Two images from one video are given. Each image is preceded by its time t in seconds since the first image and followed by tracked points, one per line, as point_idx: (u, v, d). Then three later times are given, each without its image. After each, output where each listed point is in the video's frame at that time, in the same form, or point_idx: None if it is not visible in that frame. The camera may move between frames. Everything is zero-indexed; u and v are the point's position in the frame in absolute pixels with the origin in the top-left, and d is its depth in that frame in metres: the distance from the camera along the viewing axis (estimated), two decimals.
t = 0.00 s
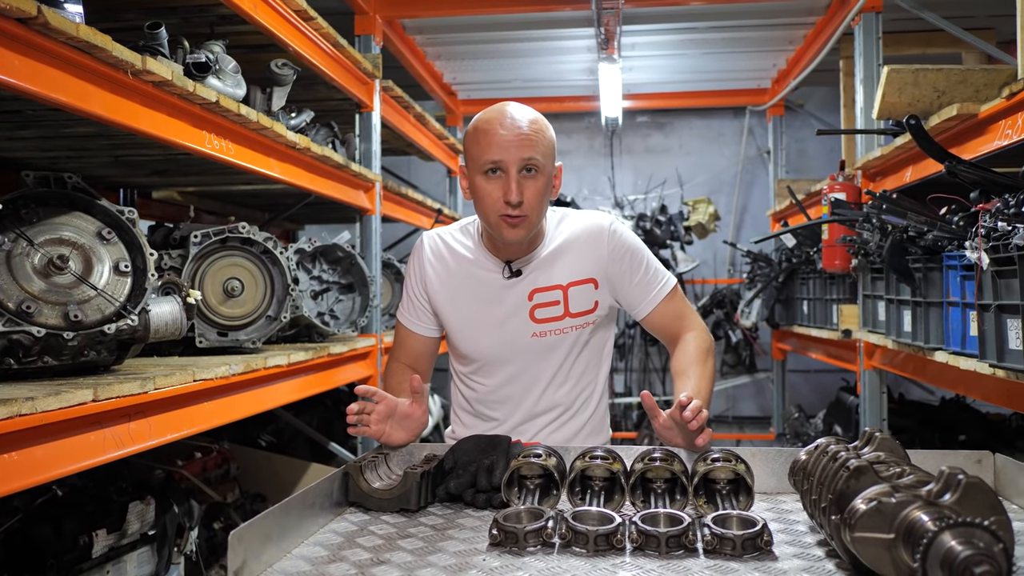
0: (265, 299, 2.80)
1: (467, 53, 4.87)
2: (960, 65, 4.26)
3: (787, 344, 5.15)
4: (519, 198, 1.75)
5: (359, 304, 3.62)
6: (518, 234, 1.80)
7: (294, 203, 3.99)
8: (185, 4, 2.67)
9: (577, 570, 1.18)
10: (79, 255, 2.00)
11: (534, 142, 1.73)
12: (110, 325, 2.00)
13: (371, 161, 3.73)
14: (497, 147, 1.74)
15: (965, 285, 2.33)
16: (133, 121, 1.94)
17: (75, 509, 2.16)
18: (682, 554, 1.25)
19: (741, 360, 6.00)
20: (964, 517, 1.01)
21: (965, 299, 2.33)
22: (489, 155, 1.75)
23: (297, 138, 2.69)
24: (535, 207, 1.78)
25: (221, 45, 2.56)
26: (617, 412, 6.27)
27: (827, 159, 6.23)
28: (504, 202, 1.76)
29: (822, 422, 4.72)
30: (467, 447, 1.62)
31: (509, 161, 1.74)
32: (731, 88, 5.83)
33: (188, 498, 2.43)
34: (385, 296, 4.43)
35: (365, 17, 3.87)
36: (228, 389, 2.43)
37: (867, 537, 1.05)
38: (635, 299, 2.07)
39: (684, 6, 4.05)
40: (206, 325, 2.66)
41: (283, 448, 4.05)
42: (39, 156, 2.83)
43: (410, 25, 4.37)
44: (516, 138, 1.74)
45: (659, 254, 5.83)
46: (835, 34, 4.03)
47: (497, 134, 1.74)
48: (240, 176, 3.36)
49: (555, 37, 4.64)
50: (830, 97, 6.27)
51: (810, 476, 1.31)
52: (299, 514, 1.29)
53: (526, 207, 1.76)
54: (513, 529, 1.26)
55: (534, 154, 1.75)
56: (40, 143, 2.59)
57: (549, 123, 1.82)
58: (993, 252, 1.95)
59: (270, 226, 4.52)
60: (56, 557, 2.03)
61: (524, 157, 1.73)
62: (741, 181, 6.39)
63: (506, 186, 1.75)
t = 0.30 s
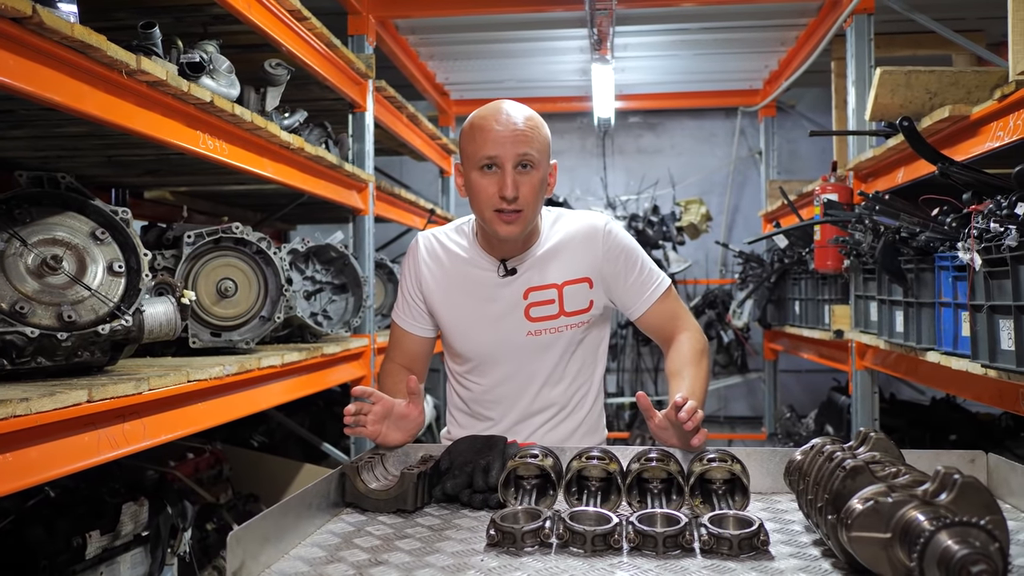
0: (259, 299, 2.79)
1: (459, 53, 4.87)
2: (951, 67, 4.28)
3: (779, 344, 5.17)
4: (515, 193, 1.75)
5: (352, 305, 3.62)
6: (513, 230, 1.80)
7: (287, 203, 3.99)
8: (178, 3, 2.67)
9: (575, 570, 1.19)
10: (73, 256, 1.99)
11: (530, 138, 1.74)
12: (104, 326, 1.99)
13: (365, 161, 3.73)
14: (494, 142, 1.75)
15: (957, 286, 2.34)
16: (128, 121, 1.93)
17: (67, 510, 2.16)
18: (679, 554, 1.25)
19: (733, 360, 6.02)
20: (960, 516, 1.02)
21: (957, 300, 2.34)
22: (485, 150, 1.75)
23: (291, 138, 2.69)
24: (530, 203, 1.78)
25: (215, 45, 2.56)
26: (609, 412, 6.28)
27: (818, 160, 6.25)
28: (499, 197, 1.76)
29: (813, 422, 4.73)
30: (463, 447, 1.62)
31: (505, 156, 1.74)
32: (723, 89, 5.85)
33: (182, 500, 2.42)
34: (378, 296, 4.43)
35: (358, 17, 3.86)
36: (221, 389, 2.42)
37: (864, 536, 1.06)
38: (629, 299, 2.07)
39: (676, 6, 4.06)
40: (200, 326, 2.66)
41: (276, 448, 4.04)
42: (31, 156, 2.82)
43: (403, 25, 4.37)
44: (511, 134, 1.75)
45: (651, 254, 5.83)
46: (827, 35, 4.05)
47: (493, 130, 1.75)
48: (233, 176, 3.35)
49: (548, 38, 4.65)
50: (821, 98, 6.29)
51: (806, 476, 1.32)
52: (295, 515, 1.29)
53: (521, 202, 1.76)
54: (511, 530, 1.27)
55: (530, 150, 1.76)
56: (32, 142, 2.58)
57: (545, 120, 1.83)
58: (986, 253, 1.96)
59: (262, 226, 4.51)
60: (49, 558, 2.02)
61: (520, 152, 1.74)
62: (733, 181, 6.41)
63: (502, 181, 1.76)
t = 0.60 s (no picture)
0: (253, 300, 2.79)
1: (452, 53, 4.87)
2: (941, 69, 4.31)
3: (770, 344, 5.19)
4: (513, 189, 1.77)
5: (345, 306, 3.62)
6: (510, 226, 1.81)
7: (279, 203, 3.98)
8: (171, 3, 2.66)
9: (574, 570, 1.19)
10: (67, 256, 1.99)
11: (527, 135, 1.76)
12: (98, 327, 1.98)
13: (358, 161, 3.73)
14: (492, 139, 1.77)
15: (948, 287, 2.36)
16: (122, 122, 1.93)
17: (60, 513, 2.14)
18: (677, 554, 1.26)
19: (724, 361, 6.04)
20: (957, 516, 1.02)
21: (949, 301, 2.36)
22: (483, 147, 1.78)
23: (284, 138, 2.69)
24: (528, 200, 1.80)
25: (209, 45, 2.55)
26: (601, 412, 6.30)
27: (809, 161, 6.28)
28: (497, 194, 1.78)
29: (804, 422, 4.75)
30: (460, 449, 1.62)
31: (503, 153, 1.76)
32: (715, 90, 5.87)
33: (175, 501, 2.42)
34: (370, 297, 4.43)
35: (352, 17, 3.86)
36: (215, 391, 2.42)
37: (862, 537, 1.07)
38: (627, 301, 2.08)
39: (669, 8, 4.07)
40: (193, 326, 2.65)
41: (269, 449, 4.04)
42: (22, 156, 2.81)
43: (396, 25, 4.37)
44: (509, 131, 1.77)
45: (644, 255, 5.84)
46: (818, 37, 4.07)
47: (491, 127, 1.77)
48: (226, 176, 3.35)
49: (540, 39, 4.65)
50: (812, 99, 6.32)
51: (802, 477, 1.33)
52: (294, 517, 1.29)
53: (518, 199, 1.78)
54: (509, 531, 1.27)
55: (528, 148, 1.78)
56: (24, 143, 2.57)
57: (541, 119, 1.86)
58: (977, 254, 1.98)
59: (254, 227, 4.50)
60: (43, 560, 2.01)
61: (518, 149, 1.76)
62: (724, 182, 6.43)
63: (499, 178, 1.77)
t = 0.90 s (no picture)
0: (246, 301, 2.78)
1: (444, 54, 4.87)
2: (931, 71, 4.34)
3: (761, 344, 5.21)
4: (529, 176, 1.79)
5: (338, 306, 3.61)
6: (526, 213, 1.83)
7: (272, 204, 3.97)
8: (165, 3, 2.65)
9: (575, 571, 1.20)
10: (62, 257, 1.97)
11: (546, 124, 1.78)
12: (93, 329, 1.97)
13: (351, 162, 3.72)
14: (511, 128, 1.79)
15: (941, 287, 2.37)
16: (118, 122, 1.92)
17: (54, 515, 2.13)
18: (678, 554, 1.26)
19: (715, 361, 6.05)
20: (958, 515, 1.03)
21: (941, 301, 2.37)
22: (502, 134, 1.80)
23: (278, 138, 2.68)
24: (545, 187, 1.81)
25: (203, 45, 2.54)
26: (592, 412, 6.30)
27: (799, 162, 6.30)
28: (513, 180, 1.80)
29: (795, 421, 4.77)
30: (458, 449, 1.62)
31: (521, 141, 1.78)
32: (706, 91, 5.89)
33: (170, 502, 2.41)
34: (363, 297, 4.42)
35: (345, 17, 3.85)
36: (210, 391, 2.41)
37: (863, 536, 1.07)
38: (630, 308, 2.07)
39: (661, 9, 4.08)
40: (187, 327, 2.64)
41: (261, 450, 4.03)
42: (14, 156, 2.79)
43: (389, 26, 4.36)
44: (528, 120, 1.79)
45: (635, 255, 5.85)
46: (810, 39, 4.09)
47: (510, 115, 1.79)
48: (219, 176, 3.34)
49: (533, 40, 4.66)
50: (802, 101, 6.34)
51: (802, 476, 1.33)
52: (294, 518, 1.29)
53: (535, 186, 1.80)
54: (511, 531, 1.28)
55: (546, 137, 1.79)
56: (16, 142, 2.55)
57: (562, 110, 1.87)
58: (971, 255, 1.98)
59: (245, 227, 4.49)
60: (37, 562, 2.01)
61: (536, 138, 1.78)
62: (715, 183, 6.45)
63: (516, 165, 1.79)
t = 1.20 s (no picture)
0: (241, 301, 2.77)
1: (437, 53, 4.87)
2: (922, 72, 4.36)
3: (753, 344, 5.22)
4: (536, 170, 1.81)
5: (332, 306, 3.60)
6: (536, 205, 1.85)
7: (265, 203, 3.96)
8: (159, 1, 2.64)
9: (579, 570, 1.20)
10: (57, 257, 1.96)
11: (552, 120, 1.79)
12: (89, 328, 1.96)
13: (344, 161, 3.71)
14: (518, 124, 1.80)
15: (936, 287, 2.38)
16: (116, 121, 1.91)
17: (47, 516, 2.11)
18: (682, 553, 1.27)
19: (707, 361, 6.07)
20: (962, 513, 1.04)
21: (936, 301, 2.38)
22: (510, 130, 1.81)
23: (274, 138, 2.67)
24: (553, 181, 1.84)
25: (198, 44, 2.53)
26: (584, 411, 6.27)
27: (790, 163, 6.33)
28: (521, 174, 1.82)
29: (787, 421, 4.78)
30: (459, 448, 1.62)
31: (528, 137, 1.80)
32: (698, 91, 5.91)
33: (165, 503, 2.40)
34: (355, 297, 4.41)
35: (338, 16, 3.83)
36: (205, 392, 2.40)
37: (869, 535, 1.08)
38: (636, 306, 2.08)
39: (654, 9, 4.09)
40: (181, 327, 2.63)
41: (253, 450, 4.01)
42: (5, 155, 2.77)
43: (382, 25, 4.35)
44: (536, 115, 1.81)
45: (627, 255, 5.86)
46: (802, 40, 4.10)
47: (517, 112, 1.81)
48: (212, 176, 3.32)
49: (526, 39, 4.66)
50: (793, 101, 6.36)
51: (804, 476, 1.34)
52: (298, 518, 1.29)
53: (542, 179, 1.82)
54: (515, 531, 1.28)
55: (552, 132, 1.81)
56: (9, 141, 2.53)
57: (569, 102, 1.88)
58: (968, 255, 2.00)
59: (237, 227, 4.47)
60: (32, 564, 1.99)
61: (543, 133, 1.80)
62: (706, 183, 6.47)
63: (524, 160, 1.81)
